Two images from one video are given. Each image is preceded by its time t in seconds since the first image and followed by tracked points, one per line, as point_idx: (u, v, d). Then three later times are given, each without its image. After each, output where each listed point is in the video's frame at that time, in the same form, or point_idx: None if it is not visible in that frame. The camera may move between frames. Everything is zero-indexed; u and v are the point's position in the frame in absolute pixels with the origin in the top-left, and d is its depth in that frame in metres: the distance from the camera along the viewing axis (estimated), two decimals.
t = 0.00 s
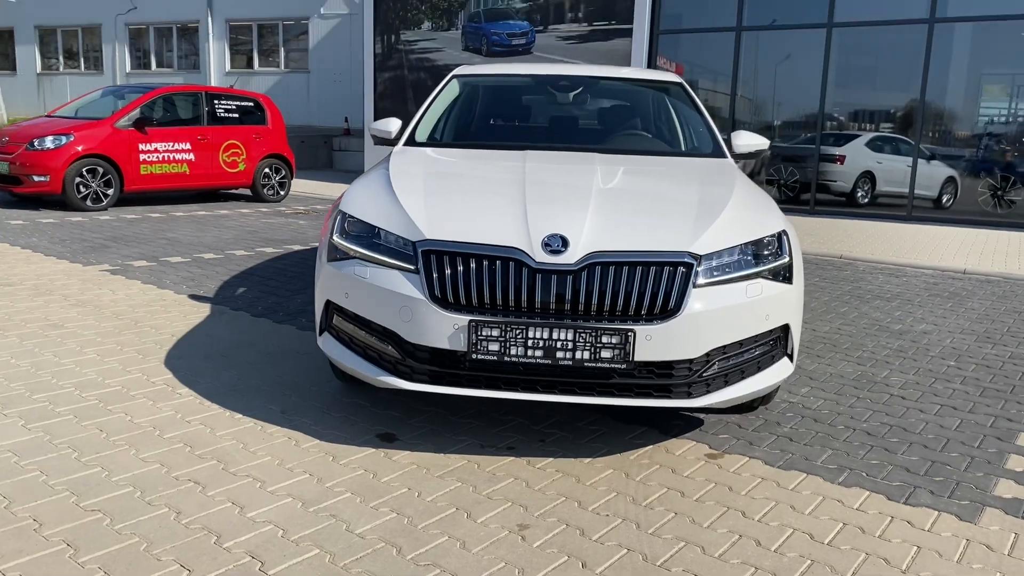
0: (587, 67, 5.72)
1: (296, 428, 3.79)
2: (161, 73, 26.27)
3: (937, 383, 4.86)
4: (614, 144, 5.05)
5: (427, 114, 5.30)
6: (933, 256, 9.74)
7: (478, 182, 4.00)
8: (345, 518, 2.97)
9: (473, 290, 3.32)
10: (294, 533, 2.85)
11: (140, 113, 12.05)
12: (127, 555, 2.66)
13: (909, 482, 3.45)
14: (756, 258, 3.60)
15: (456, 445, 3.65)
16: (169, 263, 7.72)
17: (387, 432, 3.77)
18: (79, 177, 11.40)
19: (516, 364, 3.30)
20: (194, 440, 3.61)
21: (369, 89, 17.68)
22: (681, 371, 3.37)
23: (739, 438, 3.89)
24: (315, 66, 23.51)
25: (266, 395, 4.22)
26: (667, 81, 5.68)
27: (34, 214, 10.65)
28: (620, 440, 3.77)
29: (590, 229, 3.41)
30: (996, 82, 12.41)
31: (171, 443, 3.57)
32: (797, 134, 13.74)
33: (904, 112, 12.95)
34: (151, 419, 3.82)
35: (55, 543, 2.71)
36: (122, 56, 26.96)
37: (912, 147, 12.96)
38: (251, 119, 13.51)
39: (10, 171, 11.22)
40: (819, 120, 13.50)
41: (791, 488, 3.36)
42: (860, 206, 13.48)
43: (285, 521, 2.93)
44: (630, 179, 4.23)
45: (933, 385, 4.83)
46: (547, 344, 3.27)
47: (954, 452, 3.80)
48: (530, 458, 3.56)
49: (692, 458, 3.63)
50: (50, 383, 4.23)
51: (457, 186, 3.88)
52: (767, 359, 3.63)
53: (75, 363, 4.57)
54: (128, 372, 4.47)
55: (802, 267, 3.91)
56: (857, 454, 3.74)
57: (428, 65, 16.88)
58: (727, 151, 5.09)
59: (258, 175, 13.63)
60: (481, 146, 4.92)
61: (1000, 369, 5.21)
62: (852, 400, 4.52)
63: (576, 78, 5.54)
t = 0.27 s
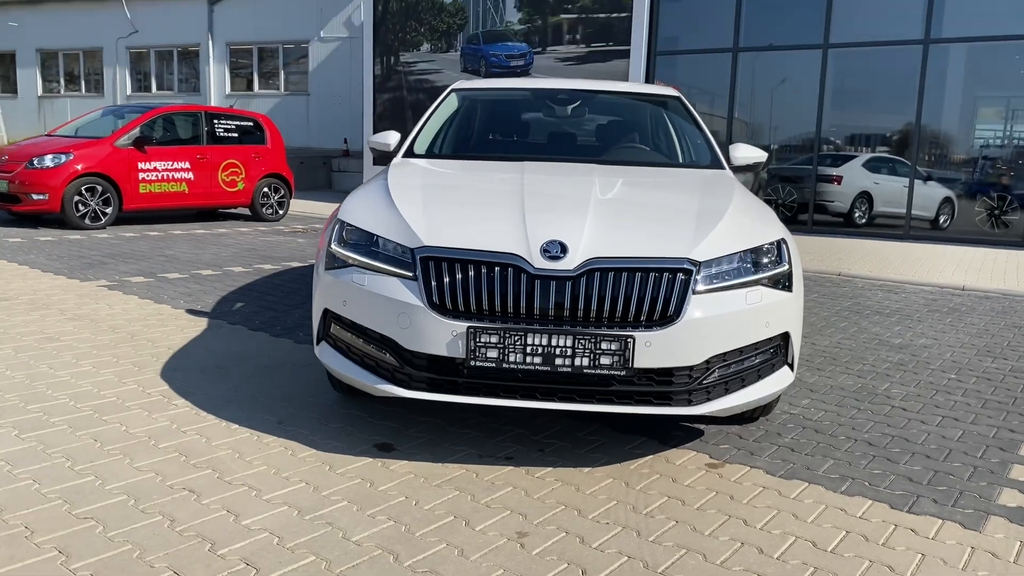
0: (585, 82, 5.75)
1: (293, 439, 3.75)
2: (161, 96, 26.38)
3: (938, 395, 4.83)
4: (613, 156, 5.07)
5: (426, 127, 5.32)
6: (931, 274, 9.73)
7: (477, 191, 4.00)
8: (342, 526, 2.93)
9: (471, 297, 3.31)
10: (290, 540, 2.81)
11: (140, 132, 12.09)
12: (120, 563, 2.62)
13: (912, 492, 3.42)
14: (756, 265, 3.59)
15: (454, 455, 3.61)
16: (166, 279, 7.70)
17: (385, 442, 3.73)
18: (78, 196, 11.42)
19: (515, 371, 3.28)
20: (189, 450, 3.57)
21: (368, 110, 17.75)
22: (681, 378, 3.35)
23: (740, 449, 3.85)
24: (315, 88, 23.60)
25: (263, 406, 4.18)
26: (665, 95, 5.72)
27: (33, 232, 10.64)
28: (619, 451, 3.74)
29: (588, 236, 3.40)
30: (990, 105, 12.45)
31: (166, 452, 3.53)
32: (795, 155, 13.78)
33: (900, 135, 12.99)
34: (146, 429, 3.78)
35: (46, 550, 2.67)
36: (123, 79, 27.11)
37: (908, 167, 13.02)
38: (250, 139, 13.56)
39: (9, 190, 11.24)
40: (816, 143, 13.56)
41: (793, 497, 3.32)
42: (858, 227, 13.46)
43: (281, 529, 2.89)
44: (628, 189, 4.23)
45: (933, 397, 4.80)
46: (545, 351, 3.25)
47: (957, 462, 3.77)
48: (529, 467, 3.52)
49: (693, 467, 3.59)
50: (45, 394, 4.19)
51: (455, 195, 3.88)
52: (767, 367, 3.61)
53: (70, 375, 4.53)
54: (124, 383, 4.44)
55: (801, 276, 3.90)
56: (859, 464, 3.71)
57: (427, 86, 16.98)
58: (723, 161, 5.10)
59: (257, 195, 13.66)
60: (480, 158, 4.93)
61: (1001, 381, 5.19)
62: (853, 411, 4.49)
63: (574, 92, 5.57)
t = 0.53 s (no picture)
0: (583, 93, 5.79)
1: (291, 445, 3.73)
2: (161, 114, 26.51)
3: (938, 404, 4.82)
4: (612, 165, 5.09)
5: (426, 137, 5.34)
6: (930, 288, 9.74)
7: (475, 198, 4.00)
8: (340, 530, 2.91)
9: (470, 301, 3.31)
10: (287, 544, 2.79)
11: (140, 147, 12.13)
12: (115, 566, 2.59)
13: (914, 497, 3.40)
14: (755, 270, 3.58)
15: (453, 461, 3.59)
16: (165, 292, 7.69)
17: (383, 449, 3.71)
18: (77, 211, 11.43)
19: (514, 375, 3.27)
20: (187, 456, 3.55)
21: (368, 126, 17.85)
22: (681, 383, 3.34)
23: (740, 455, 3.83)
24: (315, 106, 23.75)
25: (260, 413, 4.17)
26: (663, 106, 5.76)
27: (32, 246, 10.64)
28: (619, 457, 3.72)
29: (587, 240, 3.40)
30: (987, 123, 12.50)
31: (163, 458, 3.51)
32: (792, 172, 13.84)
33: (896, 154, 13.04)
34: (143, 436, 3.76)
35: (41, 553, 2.65)
36: (123, 97, 27.21)
37: (905, 183, 13.02)
38: (250, 155, 13.60)
39: (8, 204, 11.25)
40: (813, 161, 13.62)
41: (794, 503, 3.30)
42: (856, 243, 13.46)
43: (278, 533, 2.86)
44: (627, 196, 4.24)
45: (934, 406, 4.79)
46: (545, 354, 3.24)
47: (958, 469, 3.75)
48: (528, 473, 3.50)
49: (693, 474, 3.58)
50: (41, 402, 4.17)
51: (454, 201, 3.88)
52: (767, 373, 3.60)
53: (67, 383, 4.51)
54: (121, 392, 4.42)
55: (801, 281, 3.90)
56: (861, 470, 3.69)
57: (427, 103, 17.06)
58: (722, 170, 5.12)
59: (256, 210, 13.69)
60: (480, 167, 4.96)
61: (1001, 391, 5.18)
62: (853, 420, 4.47)
63: (573, 103, 5.60)
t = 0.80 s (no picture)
0: (582, 102, 5.82)
1: (290, 451, 3.71)
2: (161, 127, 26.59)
3: (939, 412, 4.81)
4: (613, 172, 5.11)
5: (426, 145, 5.36)
6: (929, 298, 9.74)
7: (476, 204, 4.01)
8: (340, 534, 2.89)
9: (471, 304, 3.30)
10: (286, 547, 2.77)
11: (139, 159, 12.15)
12: (112, 569, 2.57)
13: (917, 502, 3.38)
14: (755, 274, 3.58)
15: (454, 467, 3.57)
16: (164, 301, 7.68)
17: (383, 454, 3.70)
18: (76, 222, 11.44)
19: (514, 379, 3.26)
20: (185, 461, 3.53)
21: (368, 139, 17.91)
22: (681, 387, 3.33)
23: (742, 461, 3.82)
24: (314, 120, 23.83)
25: (259, 420, 4.15)
26: (661, 114, 5.78)
27: (31, 257, 10.64)
28: (620, 463, 3.70)
29: (587, 244, 3.40)
30: (984, 137, 12.54)
31: (161, 463, 3.49)
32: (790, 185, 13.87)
33: (894, 169, 13.08)
34: (141, 441, 3.74)
35: (38, 556, 2.63)
36: (123, 112, 27.30)
37: (904, 198, 13.04)
38: (250, 167, 13.63)
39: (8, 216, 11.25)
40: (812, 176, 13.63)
41: (796, 507, 3.29)
42: (854, 256, 13.48)
43: (277, 536, 2.84)
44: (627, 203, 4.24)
45: (935, 413, 4.78)
46: (545, 358, 3.24)
47: (961, 475, 3.73)
48: (529, 478, 3.48)
49: (694, 479, 3.56)
50: (39, 409, 4.15)
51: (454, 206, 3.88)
52: (768, 377, 3.59)
53: (66, 390, 4.50)
54: (120, 399, 4.40)
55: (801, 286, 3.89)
56: (862, 476, 3.67)
57: (426, 116, 17.11)
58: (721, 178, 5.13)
59: (255, 222, 13.70)
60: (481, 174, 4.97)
61: (1002, 399, 5.17)
62: (854, 426, 4.46)
63: (572, 111, 5.63)
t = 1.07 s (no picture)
0: (582, 109, 5.85)
1: (291, 456, 3.71)
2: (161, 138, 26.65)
3: (939, 417, 4.81)
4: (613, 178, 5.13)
5: (427, 151, 5.38)
6: (929, 307, 9.75)
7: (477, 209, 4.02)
8: (342, 537, 2.88)
9: (472, 308, 3.31)
10: (287, 550, 2.76)
11: (140, 168, 12.16)
12: (113, 571, 2.57)
13: (918, 506, 3.38)
14: (756, 278, 3.59)
15: (455, 471, 3.57)
16: (165, 309, 7.69)
17: (384, 459, 3.69)
18: (76, 231, 11.45)
19: (516, 382, 3.27)
20: (186, 466, 3.53)
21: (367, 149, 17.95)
22: (682, 390, 3.34)
23: (743, 466, 3.82)
24: (314, 130, 23.91)
25: (259, 425, 4.15)
26: (661, 121, 5.81)
27: (31, 266, 10.64)
28: (621, 467, 3.70)
29: (588, 247, 3.41)
30: (982, 148, 12.57)
31: (162, 467, 3.49)
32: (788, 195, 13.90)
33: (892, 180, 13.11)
34: (141, 446, 3.74)
35: (38, 558, 2.62)
36: (124, 122, 27.36)
37: (902, 207, 13.03)
38: (250, 176, 13.66)
39: (8, 224, 11.25)
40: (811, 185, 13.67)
41: (798, 511, 3.28)
42: (853, 265, 13.51)
43: (278, 539, 2.84)
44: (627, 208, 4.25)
45: (935, 418, 4.78)
46: (546, 361, 3.24)
47: (962, 479, 3.73)
48: (530, 482, 3.48)
49: (696, 483, 3.56)
50: (39, 414, 4.15)
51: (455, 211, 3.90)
52: (768, 381, 3.60)
53: (66, 396, 4.49)
54: (120, 404, 4.40)
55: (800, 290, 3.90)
56: (864, 480, 3.67)
57: (426, 126, 17.16)
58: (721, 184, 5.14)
59: (255, 232, 13.71)
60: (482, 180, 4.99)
61: (1002, 405, 5.17)
62: (855, 432, 4.46)
63: (572, 118, 5.66)
